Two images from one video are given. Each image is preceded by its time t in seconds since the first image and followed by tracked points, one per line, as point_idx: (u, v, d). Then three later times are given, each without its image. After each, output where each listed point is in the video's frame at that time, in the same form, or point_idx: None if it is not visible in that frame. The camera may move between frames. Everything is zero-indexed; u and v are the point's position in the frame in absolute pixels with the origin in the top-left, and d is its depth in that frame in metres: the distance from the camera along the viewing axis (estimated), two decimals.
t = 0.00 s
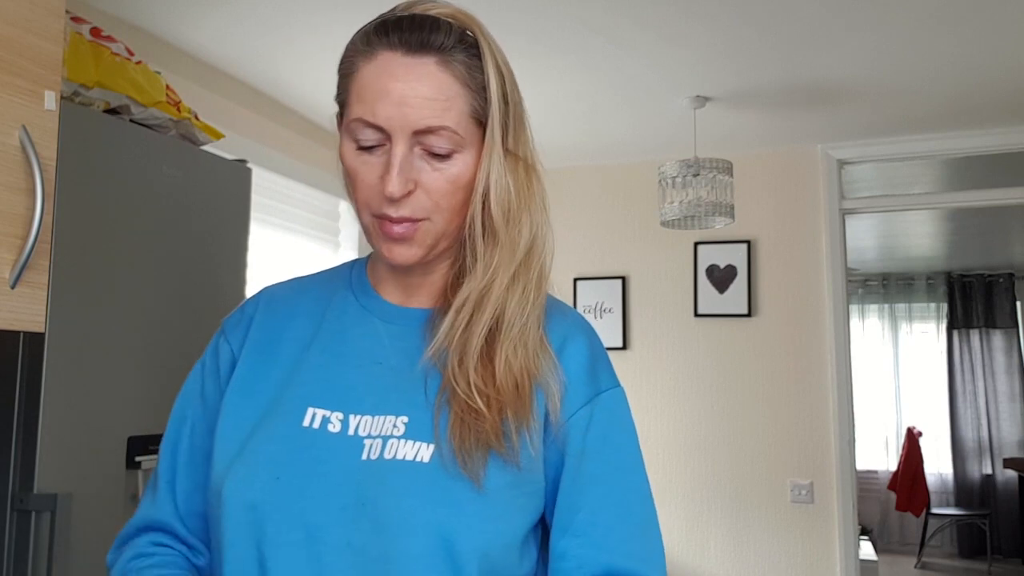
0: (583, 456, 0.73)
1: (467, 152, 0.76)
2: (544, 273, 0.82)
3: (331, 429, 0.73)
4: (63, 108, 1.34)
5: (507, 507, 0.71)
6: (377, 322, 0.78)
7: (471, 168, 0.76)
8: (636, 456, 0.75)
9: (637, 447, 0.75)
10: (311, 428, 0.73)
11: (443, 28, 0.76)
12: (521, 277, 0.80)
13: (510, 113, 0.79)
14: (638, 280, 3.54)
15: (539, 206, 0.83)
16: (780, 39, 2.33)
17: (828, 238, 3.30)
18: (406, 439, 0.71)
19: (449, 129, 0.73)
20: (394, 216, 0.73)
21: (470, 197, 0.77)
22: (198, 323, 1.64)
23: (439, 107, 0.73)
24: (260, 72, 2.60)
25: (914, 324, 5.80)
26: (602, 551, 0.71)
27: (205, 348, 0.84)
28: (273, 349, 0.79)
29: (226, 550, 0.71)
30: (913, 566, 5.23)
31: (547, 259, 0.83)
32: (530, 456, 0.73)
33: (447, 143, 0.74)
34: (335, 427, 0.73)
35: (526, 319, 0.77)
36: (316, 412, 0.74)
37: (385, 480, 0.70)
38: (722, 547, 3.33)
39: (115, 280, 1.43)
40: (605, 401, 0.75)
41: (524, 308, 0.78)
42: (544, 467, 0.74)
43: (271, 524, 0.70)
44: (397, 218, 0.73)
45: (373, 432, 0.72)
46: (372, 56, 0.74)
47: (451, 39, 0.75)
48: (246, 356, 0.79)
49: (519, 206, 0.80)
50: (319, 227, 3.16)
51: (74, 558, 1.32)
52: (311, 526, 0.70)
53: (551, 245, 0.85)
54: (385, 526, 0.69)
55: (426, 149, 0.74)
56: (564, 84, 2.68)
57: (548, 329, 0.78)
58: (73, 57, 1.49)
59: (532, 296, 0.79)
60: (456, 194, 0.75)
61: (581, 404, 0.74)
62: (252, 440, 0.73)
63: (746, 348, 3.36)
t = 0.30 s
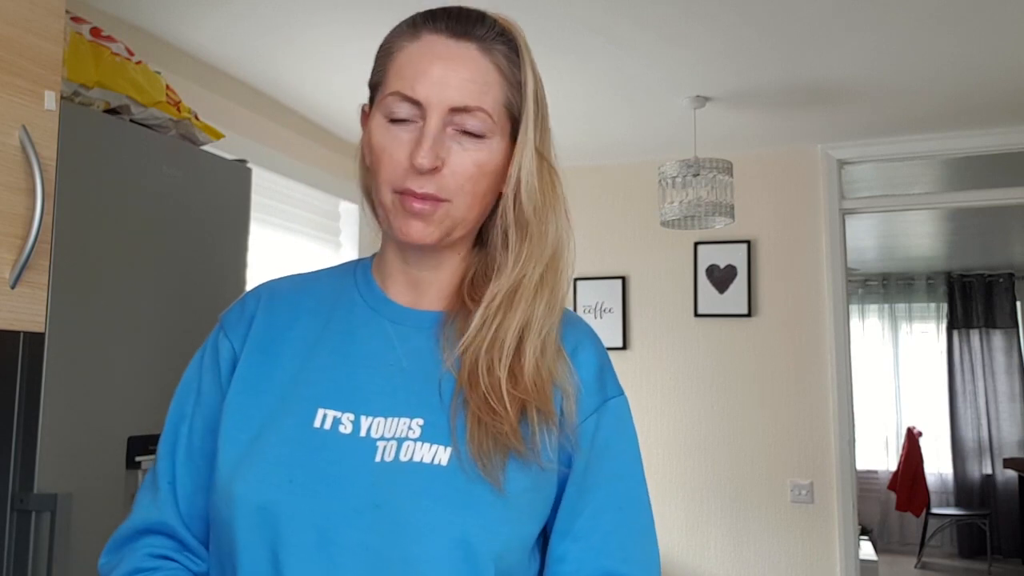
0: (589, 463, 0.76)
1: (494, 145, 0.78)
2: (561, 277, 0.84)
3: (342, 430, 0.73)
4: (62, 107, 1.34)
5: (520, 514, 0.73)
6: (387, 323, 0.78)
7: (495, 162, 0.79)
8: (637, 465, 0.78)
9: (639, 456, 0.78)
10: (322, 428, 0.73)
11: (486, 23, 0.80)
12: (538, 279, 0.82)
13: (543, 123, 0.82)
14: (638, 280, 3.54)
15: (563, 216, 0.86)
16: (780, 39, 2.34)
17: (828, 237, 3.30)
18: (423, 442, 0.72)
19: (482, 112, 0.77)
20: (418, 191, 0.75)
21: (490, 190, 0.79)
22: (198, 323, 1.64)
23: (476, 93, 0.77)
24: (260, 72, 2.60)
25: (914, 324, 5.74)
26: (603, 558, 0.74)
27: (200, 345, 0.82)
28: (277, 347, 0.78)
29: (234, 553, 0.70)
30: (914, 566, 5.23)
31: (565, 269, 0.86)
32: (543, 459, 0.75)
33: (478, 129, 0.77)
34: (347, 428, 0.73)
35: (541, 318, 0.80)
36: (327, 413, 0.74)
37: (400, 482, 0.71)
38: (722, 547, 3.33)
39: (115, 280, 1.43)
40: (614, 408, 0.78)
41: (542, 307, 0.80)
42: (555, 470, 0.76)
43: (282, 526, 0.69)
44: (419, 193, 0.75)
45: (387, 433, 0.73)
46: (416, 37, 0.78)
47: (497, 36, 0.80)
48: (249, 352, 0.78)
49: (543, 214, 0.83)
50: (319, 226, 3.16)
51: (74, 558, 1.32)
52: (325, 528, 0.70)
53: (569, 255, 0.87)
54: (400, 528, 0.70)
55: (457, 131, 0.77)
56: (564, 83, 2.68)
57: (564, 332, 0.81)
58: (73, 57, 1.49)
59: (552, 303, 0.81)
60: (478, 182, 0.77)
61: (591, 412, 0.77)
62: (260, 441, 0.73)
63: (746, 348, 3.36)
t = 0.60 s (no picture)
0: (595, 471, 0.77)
1: (511, 151, 0.79)
2: (573, 282, 0.86)
3: (351, 431, 0.73)
4: (62, 107, 1.34)
5: (530, 522, 0.74)
6: (398, 325, 0.78)
7: (512, 166, 0.80)
8: (641, 473, 0.80)
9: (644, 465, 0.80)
10: (330, 429, 0.73)
11: (503, 26, 0.80)
12: (552, 284, 0.84)
13: (559, 129, 0.83)
14: (638, 280, 3.54)
15: (578, 221, 0.88)
16: (780, 39, 2.33)
17: (828, 237, 3.30)
18: (434, 448, 0.73)
19: (499, 118, 0.78)
20: (435, 195, 0.76)
21: (505, 194, 0.81)
22: (197, 322, 1.64)
23: (494, 99, 0.78)
24: (260, 72, 2.60)
25: (914, 324, 5.76)
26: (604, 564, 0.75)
27: (201, 330, 0.81)
28: (283, 342, 0.78)
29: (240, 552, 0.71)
30: (914, 566, 5.24)
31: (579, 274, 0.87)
32: (555, 467, 0.76)
33: (495, 135, 0.78)
34: (356, 430, 0.73)
35: (554, 322, 0.81)
36: (336, 413, 0.74)
37: (411, 487, 0.71)
38: (722, 547, 3.33)
39: (115, 280, 1.43)
40: (623, 416, 0.79)
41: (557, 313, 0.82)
42: (563, 477, 0.77)
43: (290, 525, 0.70)
44: (437, 197, 0.76)
45: (397, 437, 0.73)
46: (434, 40, 0.79)
47: (516, 40, 0.80)
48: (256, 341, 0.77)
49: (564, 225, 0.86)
50: (319, 226, 3.16)
51: (73, 558, 1.32)
52: (334, 530, 0.70)
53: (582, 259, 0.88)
54: (409, 533, 0.70)
55: (475, 136, 0.78)
56: (564, 83, 2.68)
57: (577, 340, 0.82)
58: (73, 57, 1.49)
59: (566, 311, 0.83)
60: (494, 187, 0.79)
61: (601, 421, 0.79)
62: (267, 439, 0.72)
63: (746, 347, 3.36)
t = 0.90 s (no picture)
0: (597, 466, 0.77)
1: (513, 132, 0.81)
2: (574, 270, 0.86)
3: (351, 428, 0.73)
4: (62, 108, 1.34)
5: (531, 518, 0.74)
6: (399, 322, 0.78)
7: (513, 148, 0.81)
8: (641, 472, 0.80)
9: (643, 463, 0.80)
10: (331, 426, 0.73)
11: (503, 12, 0.82)
12: (554, 271, 0.84)
13: (556, 114, 0.84)
14: (638, 280, 3.54)
15: (578, 210, 0.89)
16: (782, 39, 2.33)
17: (829, 237, 3.30)
18: (434, 445, 0.73)
19: (501, 97, 0.79)
20: (440, 174, 0.76)
21: (507, 178, 0.81)
22: (197, 322, 1.63)
23: (496, 79, 0.79)
24: (259, 72, 2.60)
25: (915, 324, 5.79)
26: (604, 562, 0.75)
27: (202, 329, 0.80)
28: (283, 338, 0.77)
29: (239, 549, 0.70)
30: (914, 566, 5.24)
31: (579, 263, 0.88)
32: (557, 457, 0.76)
33: (497, 115, 0.79)
34: (356, 426, 0.73)
35: (556, 309, 0.82)
36: (337, 410, 0.73)
37: (411, 486, 0.71)
38: (722, 547, 3.32)
39: (114, 281, 1.42)
40: (623, 409, 0.80)
41: (559, 297, 0.82)
42: (564, 472, 0.76)
43: (290, 523, 0.69)
44: (440, 176, 0.76)
45: (399, 435, 0.72)
46: (434, 27, 0.80)
47: (515, 25, 0.82)
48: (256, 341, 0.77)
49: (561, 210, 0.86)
50: (319, 226, 3.16)
51: (73, 558, 1.32)
52: (335, 527, 0.69)
53: (581, 248, 0.89)
54: (410, 532, 0.70)
55: (477, 116, 0.79)
56: (564, 83, 2.68)
57: (578, 329, 0.83)
58: (72, 57, 1.48)
59: (568, 296, 0.83)
60: (496, 169, 0.79)
61: (602, 415, 0.78)
62: (267, 435, 0.72)
63: (746, 347, 3.36)
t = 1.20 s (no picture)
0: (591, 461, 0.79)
1: (522, 117, 0.83)
2: (572, 267, 0.89)
3: (350, 425, 0.74)
4: (62, 109, 1.35)
5: (528, 517, 0.75)
6: (399, 322, 0.79)
7: (522, 134, 0.83)
8: (635, 467, 0.82)
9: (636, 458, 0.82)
10: (328, 423, 0.74)
11: (509, 11, 0.86)
12: (553, 267, 0.87)
13: (555, 114, 0.87)
14: (638, 279, 3.55)
15: (575, 211, 0.92)
16: (781, 39, 2.34)
17: (828, 237, 3.31)
18: (434, 446, 0.74)
19: (511, 83, 0.82)
20: (453, 152, 0.77)
21: (513, 166, 0.83)
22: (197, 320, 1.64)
23: (507, 66, 0.82)
24: (260, 72, 2.61)
25: (912, 324, 5.81)
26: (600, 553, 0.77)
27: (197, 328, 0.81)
28: (280, 334, 0.78)
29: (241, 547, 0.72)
30: (913, 565, 5.25)
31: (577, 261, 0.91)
32: (556, 452, 0.78)
33: (507, 99, 0.82)
34: (354, 424, 0.74)
35: (557, 304, 0.84)
36: (335, 407, 0.74)
37: (410, 485, 0.72)
38: (722, 547, 3.33)
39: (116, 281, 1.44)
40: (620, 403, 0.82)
41: (560, 291, 0.85)
42: (562, 467, 0.78)
43: (290, 522, 0.70)
44: (456, 151, 0.77)
45: (398, 434, 0.74)
46: (445, 19, 0.84)
47: (523, 23, 0.86)
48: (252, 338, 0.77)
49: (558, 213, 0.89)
50: (319, 226, 3.17)
51: (75, 557, 1.33)
52: (335, 526, 0.71)
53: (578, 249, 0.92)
54: (409, 530, 0.71)
55: (490, 99, 0.81)
56: (563, 83, 2.69)
57: (577, 324, 0.85)
58: (73, 58, 1.50)
59: (567, 292, 0.86)
60: (506, 152, 0.81)
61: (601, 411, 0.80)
62: (267, 435, 0.73)
63: (745, 347, 3.37)
